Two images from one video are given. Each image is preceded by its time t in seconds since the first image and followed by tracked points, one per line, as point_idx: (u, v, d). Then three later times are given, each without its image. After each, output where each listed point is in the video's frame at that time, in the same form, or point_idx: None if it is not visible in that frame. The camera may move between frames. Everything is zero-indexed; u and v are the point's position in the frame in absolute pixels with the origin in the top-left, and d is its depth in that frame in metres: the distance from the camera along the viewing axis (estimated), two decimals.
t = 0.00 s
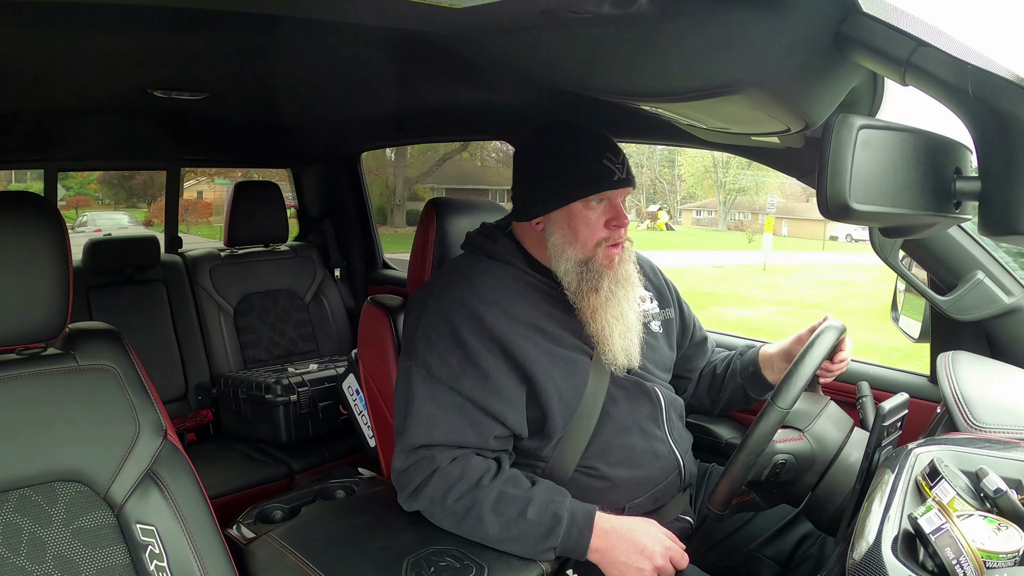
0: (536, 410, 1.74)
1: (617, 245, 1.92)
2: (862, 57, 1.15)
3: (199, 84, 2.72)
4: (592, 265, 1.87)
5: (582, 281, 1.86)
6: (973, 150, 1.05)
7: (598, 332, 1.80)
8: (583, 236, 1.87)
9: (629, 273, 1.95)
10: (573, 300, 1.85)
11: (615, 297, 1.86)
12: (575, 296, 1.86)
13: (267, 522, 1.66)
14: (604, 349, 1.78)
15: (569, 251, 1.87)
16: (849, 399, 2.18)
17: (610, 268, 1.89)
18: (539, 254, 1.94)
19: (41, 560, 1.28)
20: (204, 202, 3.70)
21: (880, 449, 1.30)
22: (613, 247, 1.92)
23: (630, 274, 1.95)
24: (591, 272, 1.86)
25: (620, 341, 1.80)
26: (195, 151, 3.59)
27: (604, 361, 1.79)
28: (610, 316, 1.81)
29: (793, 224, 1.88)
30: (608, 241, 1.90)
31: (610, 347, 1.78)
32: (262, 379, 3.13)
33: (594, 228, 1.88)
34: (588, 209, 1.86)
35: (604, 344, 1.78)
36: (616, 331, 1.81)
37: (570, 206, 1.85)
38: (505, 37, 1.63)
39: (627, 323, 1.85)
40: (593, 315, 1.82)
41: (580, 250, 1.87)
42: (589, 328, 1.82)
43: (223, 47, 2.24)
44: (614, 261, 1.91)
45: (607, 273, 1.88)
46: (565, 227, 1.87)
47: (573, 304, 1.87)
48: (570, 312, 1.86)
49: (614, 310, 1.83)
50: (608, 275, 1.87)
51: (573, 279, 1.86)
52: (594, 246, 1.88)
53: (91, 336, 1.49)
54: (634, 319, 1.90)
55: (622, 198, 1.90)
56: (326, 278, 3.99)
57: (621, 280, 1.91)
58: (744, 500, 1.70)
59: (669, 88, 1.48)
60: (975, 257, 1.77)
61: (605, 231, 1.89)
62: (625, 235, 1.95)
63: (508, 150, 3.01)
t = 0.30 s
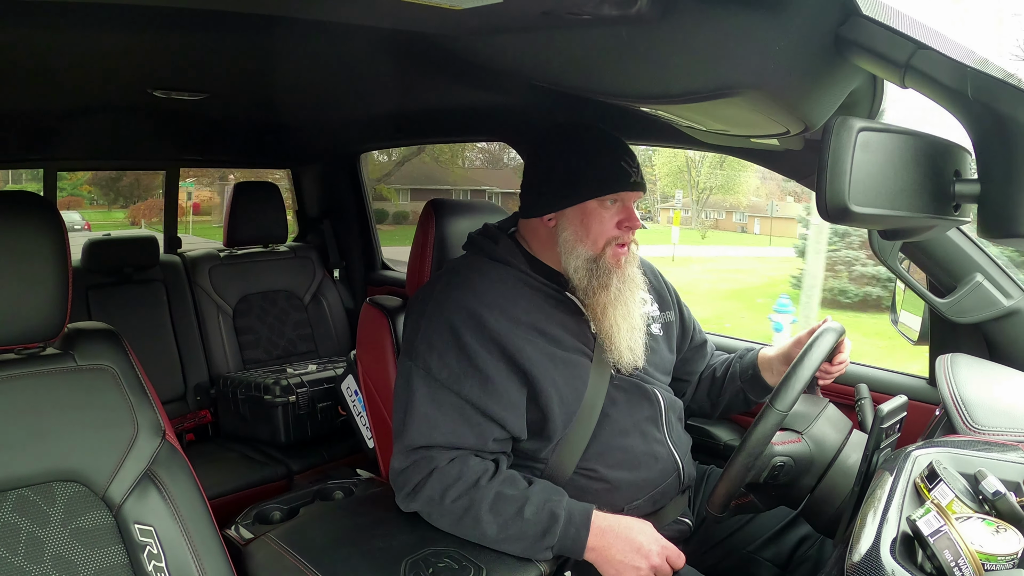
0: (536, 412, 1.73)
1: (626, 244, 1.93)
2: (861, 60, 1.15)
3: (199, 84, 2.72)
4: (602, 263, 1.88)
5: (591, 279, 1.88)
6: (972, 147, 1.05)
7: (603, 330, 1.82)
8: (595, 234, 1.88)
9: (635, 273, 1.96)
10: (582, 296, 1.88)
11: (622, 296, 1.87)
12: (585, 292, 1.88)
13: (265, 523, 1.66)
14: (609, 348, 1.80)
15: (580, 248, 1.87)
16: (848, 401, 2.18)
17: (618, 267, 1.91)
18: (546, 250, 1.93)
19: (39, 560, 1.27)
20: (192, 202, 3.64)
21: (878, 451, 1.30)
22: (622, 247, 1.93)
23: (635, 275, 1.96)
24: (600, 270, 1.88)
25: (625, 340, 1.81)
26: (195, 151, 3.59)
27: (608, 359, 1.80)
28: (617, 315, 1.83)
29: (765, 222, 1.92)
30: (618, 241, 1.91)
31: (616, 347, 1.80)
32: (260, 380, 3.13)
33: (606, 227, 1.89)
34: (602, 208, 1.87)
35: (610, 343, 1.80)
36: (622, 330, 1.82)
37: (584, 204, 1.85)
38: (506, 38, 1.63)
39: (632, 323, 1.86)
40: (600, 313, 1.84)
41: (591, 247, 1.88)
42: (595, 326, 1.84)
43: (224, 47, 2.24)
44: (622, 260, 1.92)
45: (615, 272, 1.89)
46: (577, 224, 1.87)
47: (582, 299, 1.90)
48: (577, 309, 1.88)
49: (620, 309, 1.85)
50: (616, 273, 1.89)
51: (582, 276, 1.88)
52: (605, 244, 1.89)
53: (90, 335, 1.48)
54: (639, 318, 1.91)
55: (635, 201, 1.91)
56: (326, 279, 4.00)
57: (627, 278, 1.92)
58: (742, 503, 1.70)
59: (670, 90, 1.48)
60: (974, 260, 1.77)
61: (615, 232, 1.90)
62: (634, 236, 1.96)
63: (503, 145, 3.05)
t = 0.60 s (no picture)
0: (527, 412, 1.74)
1: (626, 248, 1.92)
2: (861, 61, 1.15)
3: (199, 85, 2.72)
4: (601, 264, 1.88)
5: (590, 280, 1.88)
6: (971, 148, 1.05)
7: (599, 332, 1.82)
8: (595, 236, 1.87)
9: (634, 276, 1.96)
10: (580, 296, 1.88)
11: (620, 298, 1.87)
12: (583, 292, 1.88)
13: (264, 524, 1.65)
14: (605, 351, 1.80)
15: (579, 249, 1.87)
16: (847, 403, 2.18)
17: (617, 270, 1.90)
18: (546, 250, 1.94)
19: (38, 560, 1.27)
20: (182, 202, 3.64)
21: (877, 453, 1.31)
22: (622, 250, 1.92)
23: (634, 278, 1.95)
24: (599, 272, 1.88)
25: (622, 343, 1.81)
26: (194, 151, 3.59)
27: (604, 362, 1.80)
28: (614, 318, 1.82)
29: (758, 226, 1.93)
30: (618, 244, 1.91)
31: (611, 348, 1.79)
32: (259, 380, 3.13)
33: (607, 230, 1.88)
34: (604, 212, 1.87)
35: (606, 345, 1.80)
36: (619, 333, 1.82)
37: (586, 207, 1.85)
38: (506, 39, 1.63)
39: (630, 326, 1.86)
40: (597, 315, 1.84)
41: (590, 249, 1.87)
42: (592, 328, 1.84)
43: (223, 48, 2.24)
44: (621, 263, 1.92)
45: (614, 275, 1.89)
46: (578, 225, 1.87)
47: (580, 300, 1.89)
48: (575, 310, 1.88)
49: (618, 313, 1.85)
50: (614, 276, 1.89)
51: (580, 278, 1.87)
52: (606, 246, 1.88)
53: (90, 336, 1.49)
54: (636, 320, 1.90)
55: (637, 205, 1.90)
56: (325, 279, 4.00)
57: (626, 282, 1.91)
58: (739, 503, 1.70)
59: (670, 91, 1.48)
60: (974, 261, 1.77)
61: (616, 235, 1.89)
62: (634, 241, 1.95)
63: (489, 142, 3.06)
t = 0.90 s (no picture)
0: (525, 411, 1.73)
1: (611, 244, 1.92)
2: (861, 60, 1.16)
3: (198, 84, 2.72)
4: (586, 264, 1.88)
5: (576, 281, 1.87)
6: (971, 147, 1.05)
7: (592, 332, 1.81)
8: (579, 235, 1.87)
9: (624, 273, 1.97)
10: (568, 299, 1.87)
11: (608, 296, 1.87)
12: (570, 295, 1.87)
13: (264, 522, 1.66)
14: (599, 351, 1.79)
15: (564, 250, 1.87)
16: (846, 401, 2.19)
17: (603, 268, 1.91)
18: (532, 255, 1.94)
19: (37, 559, 1.27)
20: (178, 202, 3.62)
21: (877, 451, 1.31)
22: (608, 247, 1.93)
23: (623, 273, 1.96)
24: (584, 272, 1.88)
25: (614, 341, 1.80)
26: (194, 150, 3.58)
27: (598, 362, 1.79)
28: (604, 315, 1.82)
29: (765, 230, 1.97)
30: (603, 241, 1.91)
31: (603, 347, 1.79)
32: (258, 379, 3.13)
33: (590, 227, 1.88)
34: (585, 210, 1.87)
35: (597, 344, 1.79)
36: (611, 331, 1.81)
37: (566, 206, 1.86)
38: (506, 38, 1.63)
39: (622, 324, 1.86)
40: (586, 315, 1.83)
41: (574, 249, 1.87)
42: (582, 328, 1.83)
43: (222, 47, 2.24)
44: (607, 261, 1.92)
45: (600, 272, 1.89)
46: (560, 226, 1.87)
47: (567, 302, 1.89)
48: (565, 312, 1.87)
49: (608, 310, 1.85)
50: (600, 274, 1.89)
51: (566, 279, 1.87)
52: (589, 244, 1.89)
53: (88, 334, 1.49)
54: (629, 318, 1.91)
55: (620, 200, 1.90)
56: (324, 278, 4.00)
57: (613, 279, 1.92)
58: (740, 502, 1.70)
59: (669, 90, 1.48)
60: (973, 260, 1.78)
61: (600, 231, 1.90)
62: (620, 235, 1.95)
63: (477, 142, 3.10)
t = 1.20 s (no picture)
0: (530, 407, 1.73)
1: (617, 243, 1.94)
2: (860, 59, 1.16)
3: (198, 84, 2.72)
4: (592, 263, 1.88)
5: (583, 280, 1.87)
6: (972, 145, 1.05)
7: (599, 330, 1.82)
8: (584, 235, 1.88)
9: (629, 271, 1.97)
10: (575, 299, 1.88)
11: (615, 294, 1.88)
12: (578, 294, 1.88)
13: (264, 522, 1.66)
14: (605, 348, 1.80)
15: (569, 250, 1.87)
16: (846, 400, 2.19)
17: (610, 265, 1.91)
18: (538, 254, 1.94)
19: (38, 559, 1.27)
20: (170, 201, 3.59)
21: (878, 450, 1.30)
22: (613, 245, 1.93)
23: (628, 271, 1.96)
24: (591, 271, 1.88)
25: (619, 339, 1.81)
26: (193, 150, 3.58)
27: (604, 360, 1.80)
28: (610, 313, 1.83)
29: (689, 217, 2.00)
30: (608, 240, 1.92)
31: (608, 347, 1.80)
32: (258, 379, 3.12)
33: (594, 227, 1.89)
34: (590, 209, 1.87)
35: (602, 343, 1.80)
36: (617, 329, 1.82)
37: (572, 206, 1.86)
38: (505, 37, 1.63)
39: (627, 322, 1.87)
40: (593, 313, 1.84)
41: (579, 249, 1.87)
42: (589, 326, 1.84)
43: (222, 47, 2.24)
44: (613, 257, 1.93)
45: (607, 270, 1.90)
46: (565, 226, 1.87)
47: (575, 302, 1.89)
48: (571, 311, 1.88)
49: (615, 308, 1.85)
50: (607, 272, 1.90)
51: (573, 278, 1.87)
52: (594, 244, 1.89)
53: (88, 335, 1.49)
54: (633, 316, 1.92)
55: (624, 200, 1.91)
56: (324, 278, 4.00)
57: (620, 277, 1.93)
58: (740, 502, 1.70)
59: (668, 89, 1.48)
60: (972, 259, 1.78)
61: (605, 230, 1.91)
62: (625, 234, 1.96)
63: (468, 142, 3.11)
